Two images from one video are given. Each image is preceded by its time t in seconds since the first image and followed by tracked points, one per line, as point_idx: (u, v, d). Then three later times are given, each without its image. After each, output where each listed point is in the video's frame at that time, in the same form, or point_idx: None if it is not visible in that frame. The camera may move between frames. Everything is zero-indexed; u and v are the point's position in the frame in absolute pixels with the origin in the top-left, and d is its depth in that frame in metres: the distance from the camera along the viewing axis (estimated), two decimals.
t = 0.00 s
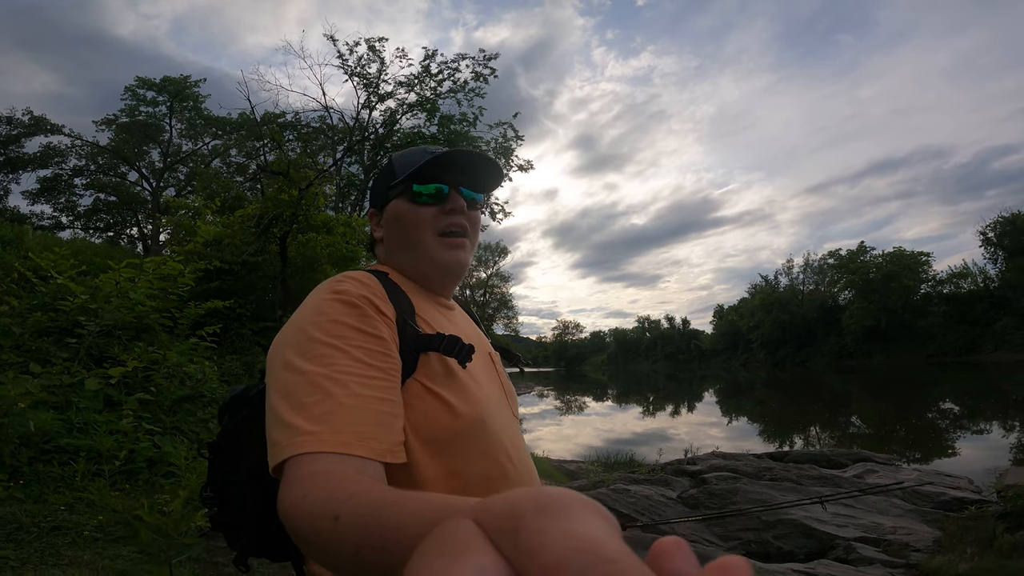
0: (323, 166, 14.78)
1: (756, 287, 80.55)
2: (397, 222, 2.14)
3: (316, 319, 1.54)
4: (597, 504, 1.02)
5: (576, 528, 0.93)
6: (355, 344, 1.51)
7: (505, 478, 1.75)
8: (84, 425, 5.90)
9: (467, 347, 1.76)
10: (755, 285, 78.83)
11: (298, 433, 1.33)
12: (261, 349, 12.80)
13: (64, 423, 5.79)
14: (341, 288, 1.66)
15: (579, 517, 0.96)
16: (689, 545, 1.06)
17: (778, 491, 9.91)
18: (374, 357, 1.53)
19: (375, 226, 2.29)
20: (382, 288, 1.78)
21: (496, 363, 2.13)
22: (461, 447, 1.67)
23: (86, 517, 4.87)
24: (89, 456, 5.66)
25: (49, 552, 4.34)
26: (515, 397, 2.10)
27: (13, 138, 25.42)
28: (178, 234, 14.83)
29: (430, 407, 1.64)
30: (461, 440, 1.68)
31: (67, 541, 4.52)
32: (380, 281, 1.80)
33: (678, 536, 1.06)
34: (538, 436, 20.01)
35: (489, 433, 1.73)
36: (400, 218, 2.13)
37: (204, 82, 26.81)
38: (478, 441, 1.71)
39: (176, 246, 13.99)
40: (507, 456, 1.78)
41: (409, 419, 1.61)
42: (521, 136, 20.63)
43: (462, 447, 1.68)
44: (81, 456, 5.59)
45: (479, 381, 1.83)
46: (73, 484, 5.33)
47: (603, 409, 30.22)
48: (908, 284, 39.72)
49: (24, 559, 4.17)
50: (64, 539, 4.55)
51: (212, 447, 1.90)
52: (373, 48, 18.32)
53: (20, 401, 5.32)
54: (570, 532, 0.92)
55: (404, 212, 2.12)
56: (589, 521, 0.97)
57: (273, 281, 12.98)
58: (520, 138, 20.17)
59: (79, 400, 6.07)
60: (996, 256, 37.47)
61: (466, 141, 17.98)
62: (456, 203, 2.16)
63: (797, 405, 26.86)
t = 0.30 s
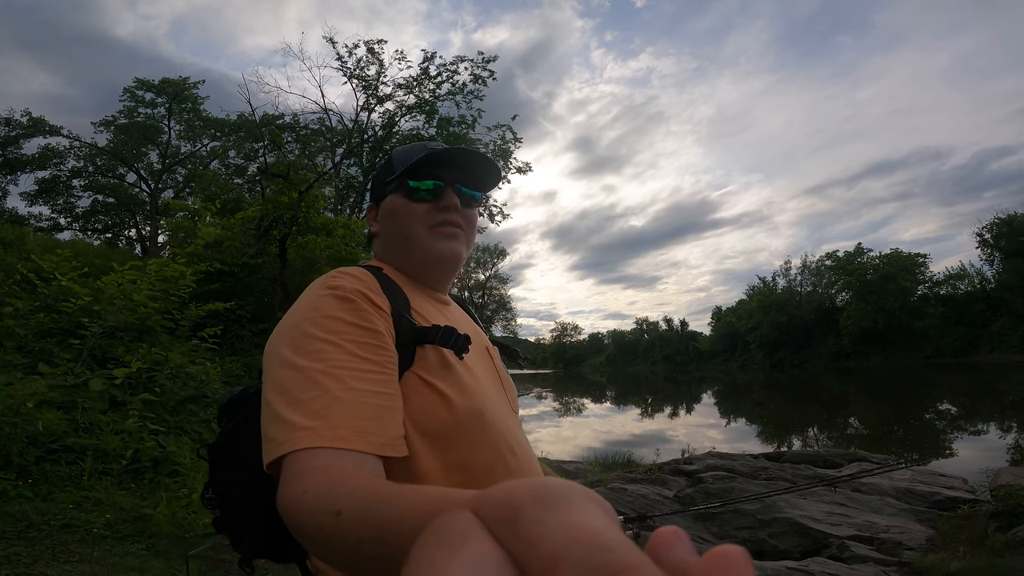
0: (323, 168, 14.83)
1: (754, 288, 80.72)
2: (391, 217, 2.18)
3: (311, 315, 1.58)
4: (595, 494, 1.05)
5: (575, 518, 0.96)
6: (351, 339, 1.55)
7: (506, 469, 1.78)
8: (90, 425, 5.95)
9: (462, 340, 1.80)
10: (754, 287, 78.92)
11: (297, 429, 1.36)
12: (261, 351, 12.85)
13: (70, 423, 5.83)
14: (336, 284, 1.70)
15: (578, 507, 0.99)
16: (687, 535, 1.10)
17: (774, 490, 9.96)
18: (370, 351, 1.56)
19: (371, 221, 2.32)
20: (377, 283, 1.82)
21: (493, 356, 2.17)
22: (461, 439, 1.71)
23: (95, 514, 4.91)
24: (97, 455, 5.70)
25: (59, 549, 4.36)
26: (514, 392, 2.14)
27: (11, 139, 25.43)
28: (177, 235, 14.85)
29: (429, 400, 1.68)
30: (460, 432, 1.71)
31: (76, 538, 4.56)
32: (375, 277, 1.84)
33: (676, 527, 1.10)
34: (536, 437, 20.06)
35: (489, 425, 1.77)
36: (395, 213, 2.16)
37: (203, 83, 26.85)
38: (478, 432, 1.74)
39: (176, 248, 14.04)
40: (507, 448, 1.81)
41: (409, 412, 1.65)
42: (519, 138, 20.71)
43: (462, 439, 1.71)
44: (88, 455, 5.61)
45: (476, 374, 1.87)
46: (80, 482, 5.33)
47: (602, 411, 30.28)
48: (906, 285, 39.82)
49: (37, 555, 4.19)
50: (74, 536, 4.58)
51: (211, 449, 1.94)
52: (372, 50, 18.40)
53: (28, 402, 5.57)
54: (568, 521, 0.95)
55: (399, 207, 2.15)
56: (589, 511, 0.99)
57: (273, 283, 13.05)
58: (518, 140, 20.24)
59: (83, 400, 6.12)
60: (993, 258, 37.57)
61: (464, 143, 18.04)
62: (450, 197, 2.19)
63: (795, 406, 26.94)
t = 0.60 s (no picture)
0: (323, 170, 14.86)
1: (754, 287, 80.81)
2: (399, 212, 2.20)
3: (319, 312, 1.60)
4: (602, 493, 1.07)
5: (577, 519, 0.97)
6: (358, 334, 1.58)
7: (516, 463, 1.81)
8: (99, 426, 6.00)
9: (470, 332, 1.83)
10: (754, 287, 78.95)
11: (304, 427, 1.38)
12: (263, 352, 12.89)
13: (80, 424, 5.88)
14: (345, 280, 1.72)
15: (583, 506, 1.00)
16: (696, 545, 1.08)
17: (773, 487, 9.98)
18: (377, 347, 1.59)
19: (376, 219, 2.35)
20: (384, 278, 1.85)
21: (501, 350, 2.20)
22: (470, 433, 1.73)
23: (109, 513, 4.97)
24: (107, 455, 5.75)
25: (77, 546, 4.44)
26: (523, 386, 2.17)
27: (10, 141, 25.46)
28: (177, 238, 14.87)
29: (438, 394, 1.71)
30: (471, 426, 1.74)
31: (92, 536, 4.62)
32: (382, 273, 1.87)
33: (686, 537, 1.09)
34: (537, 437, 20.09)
35: (499, 419, 1.80)
36: (402, 209, 2.19)
37: (202, 86, 26.89)
38: (488, 428, 1.77)
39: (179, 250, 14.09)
40: (518, 442, 1.84)
41: (419, 408, 1.68)
42: (518, 139, 20.75)
43: (471, 433, 1.74)
44: (99, 455, 5.67)
45: (484, 368, 1.90)
46: (92, 482, 5.38)
47: (602, 411, 30.30)
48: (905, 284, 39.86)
49: (54, 553, 4.24)
50: (89, 535, 4.64)
51: (219, 446, 1.97)
52: (371, 52, 18.45)
53: (41, 403, 5.71)
54: (570, 521, 0.96)
55: (407, 203, 2.18)
56: (594, 510, 1.01)
57: (274, 285, 12.99)
58: (517, 141, 20.31)
59: (93, 402, 6.18)
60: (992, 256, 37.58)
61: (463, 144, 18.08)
62: (457, 192, 2.22)
63: (795, 406, 26.99)
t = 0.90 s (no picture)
0: (323, 170, 14.89)
1: (754, 283, 80.78)
2: (414, 201, 2.22)
3: (333, 300, 1.63)
4: (602, 493, 1.08)
5: (579, 518, 0.99)
6: (370, 323, 1.60)
7: (523, 455, 1.83)
8: (111, 425, 6.06)
9: (482, 323, 1.84)
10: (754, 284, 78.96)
11: (311, 415, 1.41)
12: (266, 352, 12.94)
13: (92, 423, 5.93)
14: (359, 268, 1.75)
15: (584, 505, 1.02)
16: (695, 545, 1.07)
17: (774, 481, 10.02)
18: (390, 336, 1.61)
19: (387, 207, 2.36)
20: (397, 267, 1.87)
21: (510, 342, 2.22)
22: (480, 422, 1.75)
23: (124, 510, 5.04)
24: (120, 453, 5.82)
25: (94, 542, 4.50)
26: (531, 379, 2.19)
27: (10, 144, 25.49)
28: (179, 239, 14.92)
29: (448, 383, 1.73)
30: (479, 416, 1.76)
31: (108, 532, 4.69)
32: (396, 263, 1.89)
33: (685, 537, 1.07)
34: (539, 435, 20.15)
35: (507, 411, 1.82)
36: (418, 197, 2.20)
37: (201, 87, 26.91)
38: (496, 419, 1.79)
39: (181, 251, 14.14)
40: (524, 435, 1.85)
41: (429, 397, 1.70)
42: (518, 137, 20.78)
43: (479, 424, 1.76)
44: (112, 453, 5.74)
45: (494, 361, 1.91)
46: (106, 479, 5.45)
47: (604, 409, 30.32)
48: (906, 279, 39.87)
49: (73, 549, 4.34)
50: (105, 531, 4.71)
51: (226, 435, 2.00)
52: (370, 51, 18.48)
53: (55, 402, 5.73)
54: (572, 521, 0.98)
55: (422, 192, 2.20)
56: (595, 509, 1.02)
57: (277, 285, 12.93)
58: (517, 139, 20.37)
59: (105, 401, 6.23)
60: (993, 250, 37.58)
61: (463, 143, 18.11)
62: (472, 181, 2.24)
63: (797, 401, 27.02)
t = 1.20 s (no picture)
0: (323, 170, 14.89)
1: (757, 278, 80.62)
2: (413, 201, 2.21)
3: (321, 307, 1.62)
4: (584, 501, 1.08)
5: (561, 526, 0.99)
6: (358, 331, 1.59)
7: (512, 462, 1.82)
8: (116, 426, 6.08)
9: (471, 331, 1.84)
10: (756, 279, 78.81)
11: (294, 423, 1.41)
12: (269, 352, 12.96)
13: (98, 424, 5.95)
14: (347, 275, 1.74)
15: (566, 514, 1.02)
16: (674, 554, 1.07)
17: (776, 476, 10.02)
18: (378, 344, 1.61)
19: (374, 207, 2.31)
20: (385, 273, 1.86)
21: (497, 348, 2.21)
22: (468, 429, 1.75)
23: (132, 509, 5.06)
24: (127, 453, 5.85)
25: (103, 541, 4.52)
26: (519, 385, 2.18)
27: (10, 148, 25.51)
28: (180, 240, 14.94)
29: (437, 389, 1.73)
30: (468, 422, 1.76)
31: (116, 532, 4.71)
32: (385, 269, 1.88)
33: (663, 545, 1.07)
34: (542, 433, 20.15)
35: (495, 416, 1.82)
36: (419, 197, 2.19)
37: (200, 88, 26.92)
38: (484, 425, 1.79)
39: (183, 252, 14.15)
40: (512, 442, 1.85)
41: (417, 404, 1.70)
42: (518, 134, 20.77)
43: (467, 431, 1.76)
44: (119, 454, 5.76)
45: (483, 367, 1.91)
46: (113, 479, 5.49)
47: (607, 405, 30.32)
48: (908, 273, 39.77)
49: (82, 548, 4.35)
50: (114, 530, 4.73)
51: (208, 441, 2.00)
52: (368, 51, 18.45)
53: (62, 404, 5.79)
54: (554, 530, 0.98)
55: (424, 193, 2.19)
56: (575, 518, 1.03)
57: (279, 285, 12.97)
58: (516, 137, 20.37)
59: (111, 403, 6.25)
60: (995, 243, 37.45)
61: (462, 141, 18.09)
62: (474, 186, 2.26)
63: (800, 396, 26.99)
